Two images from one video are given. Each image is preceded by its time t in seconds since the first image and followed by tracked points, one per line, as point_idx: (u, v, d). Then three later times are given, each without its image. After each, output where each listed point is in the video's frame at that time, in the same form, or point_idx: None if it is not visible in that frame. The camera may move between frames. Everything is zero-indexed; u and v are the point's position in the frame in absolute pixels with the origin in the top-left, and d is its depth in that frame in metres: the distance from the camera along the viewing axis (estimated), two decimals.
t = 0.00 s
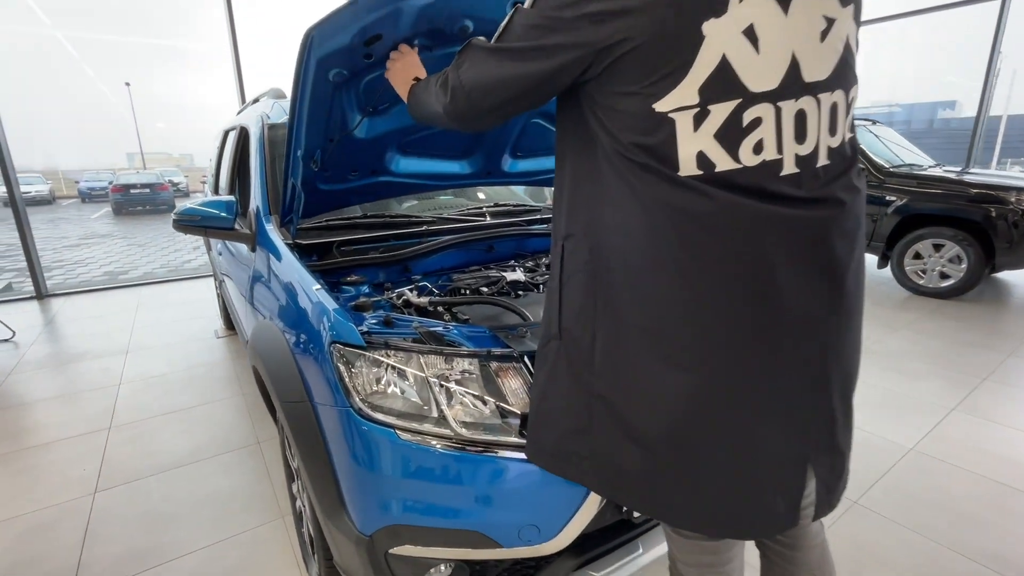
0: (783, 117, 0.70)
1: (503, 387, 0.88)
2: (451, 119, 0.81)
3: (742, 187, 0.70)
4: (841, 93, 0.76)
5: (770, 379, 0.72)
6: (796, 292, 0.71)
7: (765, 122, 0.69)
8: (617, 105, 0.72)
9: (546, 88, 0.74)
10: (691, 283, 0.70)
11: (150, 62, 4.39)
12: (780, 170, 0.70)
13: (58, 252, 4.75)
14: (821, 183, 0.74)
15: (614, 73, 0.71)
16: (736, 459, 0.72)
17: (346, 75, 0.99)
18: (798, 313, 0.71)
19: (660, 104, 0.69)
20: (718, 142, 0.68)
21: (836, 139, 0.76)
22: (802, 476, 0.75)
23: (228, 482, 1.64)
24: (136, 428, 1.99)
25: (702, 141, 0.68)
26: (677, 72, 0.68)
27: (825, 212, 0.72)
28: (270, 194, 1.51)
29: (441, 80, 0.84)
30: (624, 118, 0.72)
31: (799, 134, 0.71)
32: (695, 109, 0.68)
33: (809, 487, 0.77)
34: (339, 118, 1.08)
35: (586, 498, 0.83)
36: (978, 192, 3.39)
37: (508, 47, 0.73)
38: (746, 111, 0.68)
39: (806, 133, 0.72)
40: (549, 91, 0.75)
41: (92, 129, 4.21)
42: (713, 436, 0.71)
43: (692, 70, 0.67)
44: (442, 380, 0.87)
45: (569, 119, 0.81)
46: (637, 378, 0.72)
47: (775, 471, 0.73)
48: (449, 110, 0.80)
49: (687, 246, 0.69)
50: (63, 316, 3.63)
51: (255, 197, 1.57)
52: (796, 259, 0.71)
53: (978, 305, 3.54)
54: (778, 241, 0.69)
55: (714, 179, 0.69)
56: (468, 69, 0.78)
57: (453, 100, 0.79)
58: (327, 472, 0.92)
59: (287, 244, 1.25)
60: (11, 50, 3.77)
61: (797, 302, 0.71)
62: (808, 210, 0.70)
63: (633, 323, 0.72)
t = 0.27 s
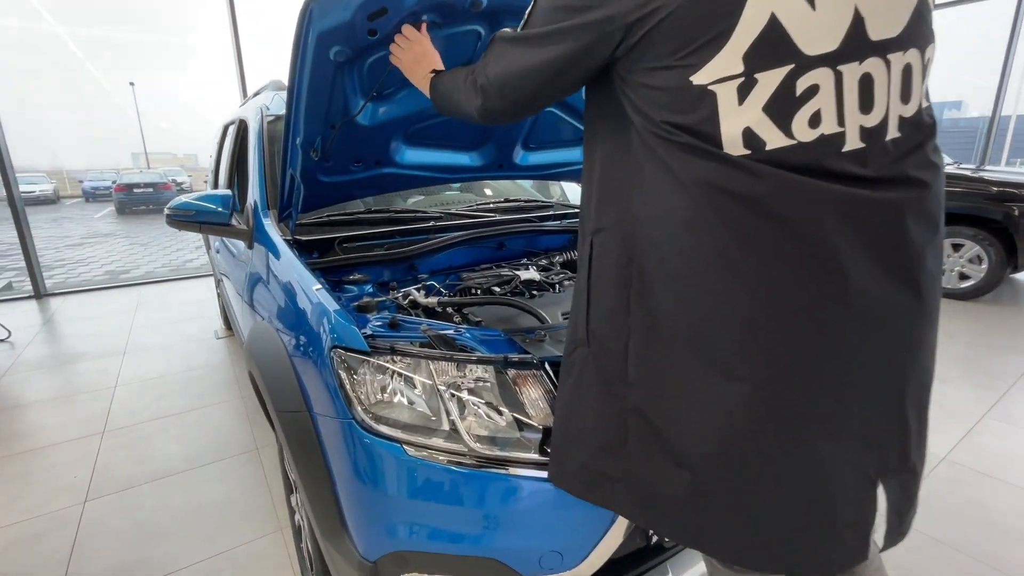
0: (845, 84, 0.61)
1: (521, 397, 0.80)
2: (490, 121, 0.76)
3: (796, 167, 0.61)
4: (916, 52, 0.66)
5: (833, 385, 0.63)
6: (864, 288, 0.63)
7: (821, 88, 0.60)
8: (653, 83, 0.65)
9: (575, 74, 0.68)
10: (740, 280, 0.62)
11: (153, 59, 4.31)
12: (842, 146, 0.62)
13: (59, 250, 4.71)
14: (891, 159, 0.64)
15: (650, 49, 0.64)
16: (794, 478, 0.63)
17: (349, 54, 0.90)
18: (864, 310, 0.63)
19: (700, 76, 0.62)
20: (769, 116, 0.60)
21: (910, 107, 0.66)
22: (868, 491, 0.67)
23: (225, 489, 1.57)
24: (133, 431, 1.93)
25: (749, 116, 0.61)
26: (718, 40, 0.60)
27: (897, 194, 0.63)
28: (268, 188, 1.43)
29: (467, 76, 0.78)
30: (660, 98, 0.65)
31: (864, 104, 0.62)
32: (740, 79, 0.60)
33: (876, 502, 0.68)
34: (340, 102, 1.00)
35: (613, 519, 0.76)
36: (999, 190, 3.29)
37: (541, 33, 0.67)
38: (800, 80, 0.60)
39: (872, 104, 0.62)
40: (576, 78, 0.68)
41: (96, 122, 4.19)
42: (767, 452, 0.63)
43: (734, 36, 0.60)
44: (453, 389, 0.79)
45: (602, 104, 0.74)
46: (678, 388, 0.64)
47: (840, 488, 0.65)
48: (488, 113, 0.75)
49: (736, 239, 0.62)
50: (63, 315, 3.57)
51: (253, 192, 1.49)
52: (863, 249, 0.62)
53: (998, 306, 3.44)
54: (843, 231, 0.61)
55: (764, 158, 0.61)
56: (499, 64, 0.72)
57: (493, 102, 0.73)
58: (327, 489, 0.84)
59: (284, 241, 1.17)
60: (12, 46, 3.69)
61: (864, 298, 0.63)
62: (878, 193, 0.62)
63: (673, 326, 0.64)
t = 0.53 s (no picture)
0: (886, 64, 0.56)
1: (539, 404, 0.75)
2: (513, 133, 0.73)
3: (837, 157, 0.57)
4: (966, 25, 0.61)
5: (885, 395, 0.59)
6: (919, 286, 0.58)
7: (859, 71, 0.56)
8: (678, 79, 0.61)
9: (597, 76, 0.64)
10: (785, 285, 0.57)
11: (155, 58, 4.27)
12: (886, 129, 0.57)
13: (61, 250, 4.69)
14: (941, 142, 0.59)
15: (675, 46, 0.60)
16: (842, 494, 0.59)
17: (354, 41, 0.86)
18: (921, 314, 0.58)
19: (723, 68, 0.58)
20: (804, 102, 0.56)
21: (962, 84, 0.61)
22: (934, 505, 0.63)
23: (226, 494, 1.53)
24: (133, 433, 1.89)
25: (781, 103, 0.56)
26: (739, 30, 0.57)
27: (952, 181, 0.58)
28: (271, 185, 1.39)
29: (483, 84, 0.73)
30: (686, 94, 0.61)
31: (908, 83, 0.57)
32: (768, 66, 0.56)
33: (939, 518, 0.63)
34: (345, 93, 0.96)
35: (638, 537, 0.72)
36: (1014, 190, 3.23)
37: (563, 41, 0.63)
38: (836, 62, 0.55)
39: (917, 83, 0.57)
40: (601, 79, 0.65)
41: (97, 121, 4.15)
42: (814, 468, 0.59)
43: (755, 25, 0.56)
44: (465, 397, 0.75)
45: (625, 100, 0.70)
46: (716, 402, 0.61)
47: (896, 503, 0.61)
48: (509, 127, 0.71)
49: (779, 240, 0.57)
50: (63, 315, 3.54)
51: (255, 190, 1.44)
52: (918, 244, 0.57)
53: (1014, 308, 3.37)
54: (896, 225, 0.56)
55: (800, 148, 0.57)
56: (518, 75, 0.67)
57: (517, 119, 0.69)
58: (331, 501, 0.80)
59: (286, 240, 1.12)
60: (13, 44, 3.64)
61: (921, 301, 0.58)
62: (933, 182, 0.57)
63: (710, 335, 0.60)
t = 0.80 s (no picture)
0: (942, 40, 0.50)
1: (563, 409, 0.71)
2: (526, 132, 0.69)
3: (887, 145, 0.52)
4: None
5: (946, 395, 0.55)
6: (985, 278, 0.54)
7: (908, 49, 0.50)
8: (710, 66, 0.57)
9: (621, 65, 0.60)
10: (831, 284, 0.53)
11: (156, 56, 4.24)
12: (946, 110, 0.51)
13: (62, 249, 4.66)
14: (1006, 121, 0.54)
15: (704, 35, 0.56)
16: (904, 501, 0.56)
17: (365, 23, 0.82)
18: (983, 308, 0.54)
19: (758, 54, 0.54)
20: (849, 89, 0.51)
21: None
22: (1002, 503, 0.60)
23: (230, 496, 1.50)
24: (133, 435, 1.86)
25: (821, 90, 0.52)
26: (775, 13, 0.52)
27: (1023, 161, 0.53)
28: (275, 180, 1.35)
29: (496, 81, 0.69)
30: (719, 80, 0.57)
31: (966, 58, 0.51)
32: (809, 50, 0.51)
33: (1009, 519, 0.61)
34: (353, 80, 0.92)
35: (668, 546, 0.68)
36: None
37: (583, 34, 0.59)
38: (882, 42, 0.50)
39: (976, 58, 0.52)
40: (623, 71, 0.61)
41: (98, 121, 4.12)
42: (871, 474, 0.55)
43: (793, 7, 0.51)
44: (484, 400, 0.71)
45: (651, 86, 0.65)
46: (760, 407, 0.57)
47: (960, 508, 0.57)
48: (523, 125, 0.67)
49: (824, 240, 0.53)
50: (64, 315, 3.51)
51: (259, 186, 1.41)
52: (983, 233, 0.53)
53: None
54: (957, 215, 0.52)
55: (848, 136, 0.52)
56: (534, 74, 0.63)
57: (530, 116, 0.65)
58: (342, 512, 0.76)
59: (292, 237, 1.08)
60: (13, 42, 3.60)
61: (984, 296, 0.54)
62: (1002, 165, 0.52)
63: (750, 340, 0.57)
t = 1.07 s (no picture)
0: None
1: (600, 416, 0.67)
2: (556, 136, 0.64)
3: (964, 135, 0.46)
4: None
5: None
6: None
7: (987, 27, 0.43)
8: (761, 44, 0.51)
9: (659, 51, 0.54)
10: (890, 283, 0.48)
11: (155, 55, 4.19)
12: None
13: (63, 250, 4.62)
14: None
15: (752, 19, 0.50)
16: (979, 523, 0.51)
17: (385, 12, 0.78)
18: None
19: (816, 38, 0.47)
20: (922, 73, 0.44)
21: None
22: None
23: (234, 503, 1.46)
24: (134, 439, 1.82)
25: (888, 76, 0.45)
26: None
27: None
28: (285, 178, 1.31)
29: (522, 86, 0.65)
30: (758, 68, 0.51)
31: None
32: (875, 32, 0.45)
33: None
34: (370, 72, 0.88)
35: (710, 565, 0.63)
36: None
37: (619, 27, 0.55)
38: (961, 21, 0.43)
39: None
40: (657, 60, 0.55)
41: (97, 121, 4.08)
42: (941, 490, 0.51)
43: None
44: (515, 407, 0.67)
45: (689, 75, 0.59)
46: (816, 420, 0.53)
47: None
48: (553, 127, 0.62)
49: (877, 236, 0.48)
50: (64, 316, 3.47)
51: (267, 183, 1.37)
52: None
53: None
54: None
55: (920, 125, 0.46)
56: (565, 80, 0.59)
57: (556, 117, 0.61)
58: (362, 525, 0.72)
59: (303, 236, 1.04)
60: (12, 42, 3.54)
61: None
62: None
63: (803, 352, 0.52)
